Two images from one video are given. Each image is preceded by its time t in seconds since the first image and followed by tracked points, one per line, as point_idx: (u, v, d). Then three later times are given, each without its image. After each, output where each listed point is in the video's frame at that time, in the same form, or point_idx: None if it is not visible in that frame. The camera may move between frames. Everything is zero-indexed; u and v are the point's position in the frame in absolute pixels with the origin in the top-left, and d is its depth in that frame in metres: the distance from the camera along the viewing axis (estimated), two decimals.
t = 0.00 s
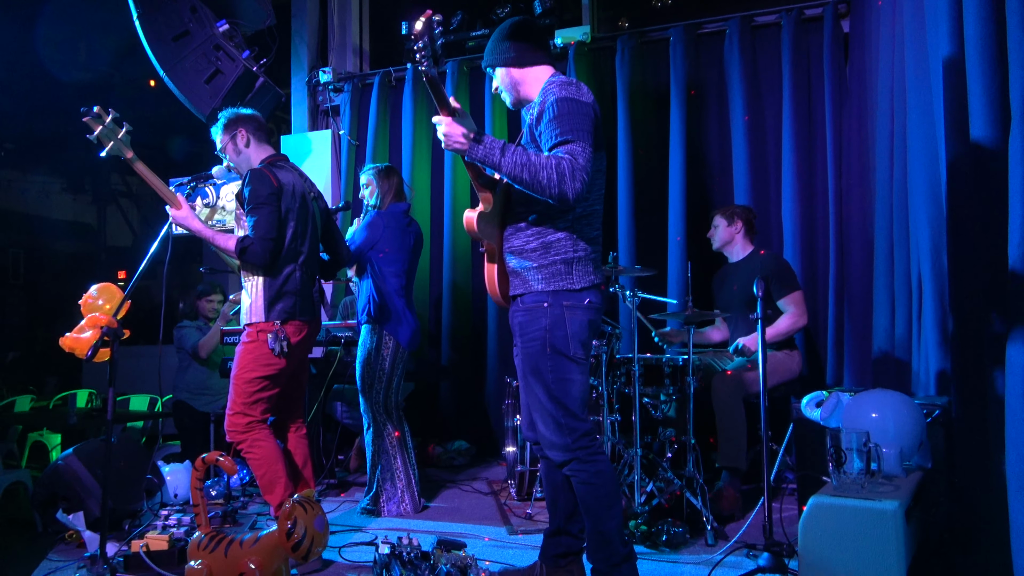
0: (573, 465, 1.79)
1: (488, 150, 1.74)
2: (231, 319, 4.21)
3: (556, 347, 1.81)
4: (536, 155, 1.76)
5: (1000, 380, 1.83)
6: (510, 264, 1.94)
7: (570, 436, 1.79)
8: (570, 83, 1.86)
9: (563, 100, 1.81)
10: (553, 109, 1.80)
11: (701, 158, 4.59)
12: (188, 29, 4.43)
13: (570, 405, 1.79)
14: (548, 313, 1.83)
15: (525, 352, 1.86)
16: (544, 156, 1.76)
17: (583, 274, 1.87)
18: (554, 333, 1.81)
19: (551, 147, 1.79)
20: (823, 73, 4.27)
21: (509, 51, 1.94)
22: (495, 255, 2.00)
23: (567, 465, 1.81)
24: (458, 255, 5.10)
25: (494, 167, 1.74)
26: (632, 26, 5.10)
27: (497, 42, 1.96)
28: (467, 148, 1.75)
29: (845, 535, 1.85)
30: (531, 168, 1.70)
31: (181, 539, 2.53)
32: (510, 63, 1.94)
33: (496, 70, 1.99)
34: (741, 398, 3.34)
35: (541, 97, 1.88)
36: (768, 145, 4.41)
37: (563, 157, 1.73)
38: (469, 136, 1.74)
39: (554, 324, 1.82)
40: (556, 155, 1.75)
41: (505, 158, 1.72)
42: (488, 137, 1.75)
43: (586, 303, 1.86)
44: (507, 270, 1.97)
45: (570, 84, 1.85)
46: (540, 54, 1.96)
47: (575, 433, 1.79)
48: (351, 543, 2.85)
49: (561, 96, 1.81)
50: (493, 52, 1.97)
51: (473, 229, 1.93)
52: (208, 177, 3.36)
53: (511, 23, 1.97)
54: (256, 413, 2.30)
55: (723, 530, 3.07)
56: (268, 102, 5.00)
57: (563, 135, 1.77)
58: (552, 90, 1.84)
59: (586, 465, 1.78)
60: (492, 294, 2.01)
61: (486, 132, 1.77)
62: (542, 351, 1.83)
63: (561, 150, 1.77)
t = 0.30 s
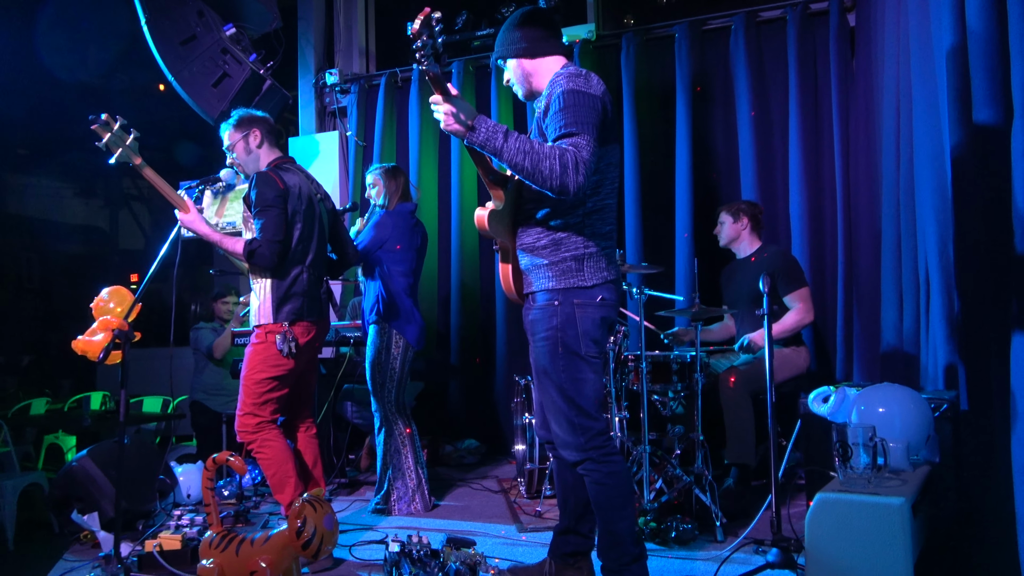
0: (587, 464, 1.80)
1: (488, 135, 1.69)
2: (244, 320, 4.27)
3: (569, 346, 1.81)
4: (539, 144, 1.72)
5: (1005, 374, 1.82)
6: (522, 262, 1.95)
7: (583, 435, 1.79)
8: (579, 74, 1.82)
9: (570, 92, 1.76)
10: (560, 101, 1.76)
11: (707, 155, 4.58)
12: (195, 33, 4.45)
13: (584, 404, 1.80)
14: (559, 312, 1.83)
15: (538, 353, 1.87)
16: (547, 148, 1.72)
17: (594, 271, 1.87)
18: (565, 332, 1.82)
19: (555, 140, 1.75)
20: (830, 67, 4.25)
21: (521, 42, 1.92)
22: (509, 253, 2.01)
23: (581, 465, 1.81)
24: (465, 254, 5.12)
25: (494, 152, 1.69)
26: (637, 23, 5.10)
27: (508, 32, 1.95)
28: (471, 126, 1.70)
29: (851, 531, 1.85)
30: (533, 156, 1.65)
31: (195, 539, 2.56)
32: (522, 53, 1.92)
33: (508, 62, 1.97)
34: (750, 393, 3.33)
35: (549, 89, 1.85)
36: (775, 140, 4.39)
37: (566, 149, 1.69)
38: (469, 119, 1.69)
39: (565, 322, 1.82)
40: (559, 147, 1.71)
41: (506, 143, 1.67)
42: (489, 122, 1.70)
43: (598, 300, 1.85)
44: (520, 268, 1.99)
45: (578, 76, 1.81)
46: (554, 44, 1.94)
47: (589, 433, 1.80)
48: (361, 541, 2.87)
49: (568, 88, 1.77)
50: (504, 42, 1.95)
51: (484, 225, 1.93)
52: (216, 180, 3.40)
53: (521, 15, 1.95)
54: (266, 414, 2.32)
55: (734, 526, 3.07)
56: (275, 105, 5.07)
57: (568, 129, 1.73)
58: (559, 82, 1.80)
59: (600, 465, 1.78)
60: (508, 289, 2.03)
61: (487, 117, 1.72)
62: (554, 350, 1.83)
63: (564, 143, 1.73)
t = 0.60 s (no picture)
0: (597, 467, 1.80)
1: (486, 141, 1.69)
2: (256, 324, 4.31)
3: (580, 348, 1.80)
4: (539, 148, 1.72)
5: (1012, 371, 1.81)
6: (534, 263, 1.96)
7: (594, 437, 1.79)
8: (583, 71, 1.80)
9: (572, 90, 1.75)
10: (562, 100, 1.75)
11: (713, 153, 4.57)
12: (202, 39, 4.50)
13: (595, 407, 1.79)
14: (569, 313, 1.82)
15: (548, 354, 1.87)
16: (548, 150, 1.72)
17: (604, 270, 1.85)
18: (575, 333, 1.81)
19: (557, 141, 1.74)
20: (836, 63, 4.22)
21: (528, 37, 1.91)
22: (523, 255, 2.03)
23: (592, 467, 1.81)
24: (472, 255, 5.13)
25: (493, 158, 1.70)
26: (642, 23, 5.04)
27: (515, 26, 1.94)
28: (468, 135, 1.70)
29: (859, 530, 1.84)
30: (532, 161, 1.65)
31: (206, 540, 2.58)
32: (529, 49, 1.91)
33: (516, 58, 1.97)
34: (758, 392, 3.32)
35: (552, 87, 1.83)
36: (782, 138, 4.37)
37: (566, 151, 1.67)
38: (466, 126, 1.69)
39: (575, 324, 1.81)
40: (559, 149, 1.70)
41: (505, 150, 1.67)
42: (488, 126, 1.71)
43: (609, 301, 1.83)
44: (532, 270, 2.02)
45: (581, 73, 1.79)
46: (562, 39, 1.92)
47: (600, 436, 1.79)
48: (372, 542, 2.88)
49: (571, 86, 1.75)
50: (511, 38, 1.95)
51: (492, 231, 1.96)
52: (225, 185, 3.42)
53: (529, 8, 1.94)
54: (276, 416, 2.34)
55: (744, 526, 3.06)
56: (283, 108, 5.09)
57: (569, 129, 1.71)
58: (562, 79, 1.79)
59: (611, 468, 1.78)
60: (522, 288, 2.06)
61: (485, 122, 1.73)
62: (565, 351, 1.83)
63: (566, 144, 1.71)
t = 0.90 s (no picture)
0: (606, 470, 1.80)
1: (487, 151, 1.71)
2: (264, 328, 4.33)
3: (588, 351, 1.81)
4: (542, 154, 1.72)
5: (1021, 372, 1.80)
6: (543, 265, 1.97)
7: (603, 440, 1.79)
8: (587, 73, 1.79)
9: (575, 93, 1.74)
10: (566, 103, 1.74)
11: (719, 154, 4.57)
12: (209, 46, 4.53)
13: (604, 410, 1.79)
14: (577, 316, 1.83)
15: (557, 357, 1.88)
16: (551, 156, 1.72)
17: (612, 272, 1.84)
18: (583, 336, 1.81)
19: (560, 145, 1.74)
20: (842, 62, 4.21)
21: (535, 37, 1.91)
22: (532, 257, 2.04)
23: (600, 470, 1.81)
24: (479, 258, 5.14)
25: (495, 167, 1.71)
26: (648, 23, 5.09)
27: (523, 26, 1.95)
28: (468, 146, 1.73)
29: (866, 531, 1.83)
30: (533, 169, 1.66)
31: (216, 544, 2.60)
32: (536, 48, 1.91)
33: (523, 58, 1.97)
34: (766, 393, 3.31)
35: (556, 89, 1.83)
36: (788, 137, 4.36)
37: (568, 158, 1.67)
38: (467, 138, 1.71)
39: (583, 327, 1.82)
40: (562, 155, 1.70)
41: (505, 159, 1.69)
42: (488, 136, 1.72)
43: (618, 303, 1.83)
44: (542, 272, 2.03)
45: (585, 75, 1.78)
46: (570, 38, 1.92)
47: (608, 439, 1.79)
48: (380, 545, 2.90)
49: (574, 88, 1.75)
50: (519, 38, 1.95)
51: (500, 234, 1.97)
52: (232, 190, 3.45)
53: (535, 8, 1.94)
54: (285, 420, 2.36)
55: (752, 527, 3.05)
56: (290, 113, 5.12)
57: (572, 133, 1.71)
58: (565, 82, 1.78)
59: (619, 472, 1.78)
60: (533, 290, 2.05)
61: (486, 131, 1.74)
62: (574, 355, 1.83)
63: (568, 149, 1.71)
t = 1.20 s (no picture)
0: (616, 471, 1.79)
1: (493, 143, 1.71)
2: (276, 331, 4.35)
3: (597, 352, 1.80)
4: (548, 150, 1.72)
5: None
6: (550, 267, 1.97)
7: (613, 441, 1.78)
8: (600, 76, 1.80)
9: (587, 94, 1.75)
10: (577, 104, 1.75)
11: (729, 155, 4.55)
12: (220, 52, 4.57)
13: (614, 411, 1.78)
14: (586, 317, 1.83)
15: (566, 359, 1.87)
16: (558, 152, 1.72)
17: (619, 276, 1.84)
18: (592, 338, 1.81)
19: (568, 144, 1.74)
20: (853, 62, 4.18)
21: (549, 38, 1.91)
22: (540, 258, 2.03)
23: (611, 471, 1.81)
24: (489, 261, 5.15)
25: (500, 159, 1.72)
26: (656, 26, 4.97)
27: (536, 28, 1.95)
28: (475, 136, 1.73)
29: (878, 534, 1.82)
30: (538, 163, 1.66)
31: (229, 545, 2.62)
32: (550, 50, 1.92)
33: (536, 59, 1.98)
34: (777, 395, 3.29)
35: (569, 90, 1.84)
36: (799, 138, 4.33)
37: (574, 155, 1.67)
38: (473, 128, 1.72)
39: (591, 328, 1.82)
40: (568, 152, 1.70)
41: (511, 152, 1.69)
42: (495, 129, 1.72)
43: (625, 305, 1.83)
44: (549, 273, 2.00)
45: (597, 77, 1.79)
46: (583, 40, 1.93)
47: (618, 440, 1.78)
48: (391, 548, 2.90)
49: (586, 89, 1.75)
50: (532, 40, 1.96)
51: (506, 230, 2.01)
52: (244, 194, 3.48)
53: (549, 11, 1.95)
54: (297, 422, 2.37)
55: (764, 530, 3.03)
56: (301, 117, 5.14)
57: (580, 132, 1.71)
58: (578, 83, 1.79)
59: (630, 472, 1.77)
60: (540, 291, 2.04)
61: (494, 124, 1.75)
62: (582, 356, 1.83)
63: (576, 147, 1.71)
